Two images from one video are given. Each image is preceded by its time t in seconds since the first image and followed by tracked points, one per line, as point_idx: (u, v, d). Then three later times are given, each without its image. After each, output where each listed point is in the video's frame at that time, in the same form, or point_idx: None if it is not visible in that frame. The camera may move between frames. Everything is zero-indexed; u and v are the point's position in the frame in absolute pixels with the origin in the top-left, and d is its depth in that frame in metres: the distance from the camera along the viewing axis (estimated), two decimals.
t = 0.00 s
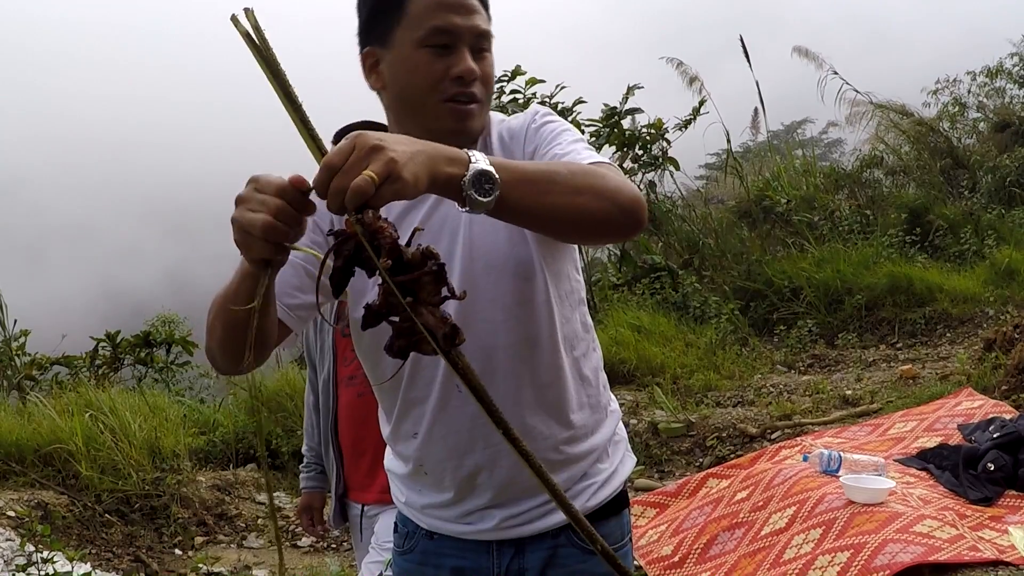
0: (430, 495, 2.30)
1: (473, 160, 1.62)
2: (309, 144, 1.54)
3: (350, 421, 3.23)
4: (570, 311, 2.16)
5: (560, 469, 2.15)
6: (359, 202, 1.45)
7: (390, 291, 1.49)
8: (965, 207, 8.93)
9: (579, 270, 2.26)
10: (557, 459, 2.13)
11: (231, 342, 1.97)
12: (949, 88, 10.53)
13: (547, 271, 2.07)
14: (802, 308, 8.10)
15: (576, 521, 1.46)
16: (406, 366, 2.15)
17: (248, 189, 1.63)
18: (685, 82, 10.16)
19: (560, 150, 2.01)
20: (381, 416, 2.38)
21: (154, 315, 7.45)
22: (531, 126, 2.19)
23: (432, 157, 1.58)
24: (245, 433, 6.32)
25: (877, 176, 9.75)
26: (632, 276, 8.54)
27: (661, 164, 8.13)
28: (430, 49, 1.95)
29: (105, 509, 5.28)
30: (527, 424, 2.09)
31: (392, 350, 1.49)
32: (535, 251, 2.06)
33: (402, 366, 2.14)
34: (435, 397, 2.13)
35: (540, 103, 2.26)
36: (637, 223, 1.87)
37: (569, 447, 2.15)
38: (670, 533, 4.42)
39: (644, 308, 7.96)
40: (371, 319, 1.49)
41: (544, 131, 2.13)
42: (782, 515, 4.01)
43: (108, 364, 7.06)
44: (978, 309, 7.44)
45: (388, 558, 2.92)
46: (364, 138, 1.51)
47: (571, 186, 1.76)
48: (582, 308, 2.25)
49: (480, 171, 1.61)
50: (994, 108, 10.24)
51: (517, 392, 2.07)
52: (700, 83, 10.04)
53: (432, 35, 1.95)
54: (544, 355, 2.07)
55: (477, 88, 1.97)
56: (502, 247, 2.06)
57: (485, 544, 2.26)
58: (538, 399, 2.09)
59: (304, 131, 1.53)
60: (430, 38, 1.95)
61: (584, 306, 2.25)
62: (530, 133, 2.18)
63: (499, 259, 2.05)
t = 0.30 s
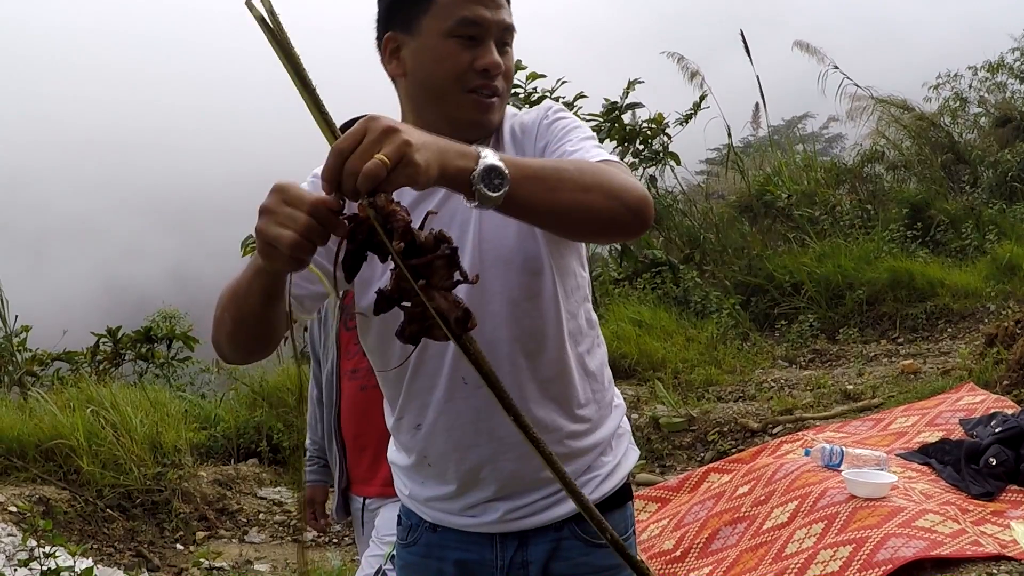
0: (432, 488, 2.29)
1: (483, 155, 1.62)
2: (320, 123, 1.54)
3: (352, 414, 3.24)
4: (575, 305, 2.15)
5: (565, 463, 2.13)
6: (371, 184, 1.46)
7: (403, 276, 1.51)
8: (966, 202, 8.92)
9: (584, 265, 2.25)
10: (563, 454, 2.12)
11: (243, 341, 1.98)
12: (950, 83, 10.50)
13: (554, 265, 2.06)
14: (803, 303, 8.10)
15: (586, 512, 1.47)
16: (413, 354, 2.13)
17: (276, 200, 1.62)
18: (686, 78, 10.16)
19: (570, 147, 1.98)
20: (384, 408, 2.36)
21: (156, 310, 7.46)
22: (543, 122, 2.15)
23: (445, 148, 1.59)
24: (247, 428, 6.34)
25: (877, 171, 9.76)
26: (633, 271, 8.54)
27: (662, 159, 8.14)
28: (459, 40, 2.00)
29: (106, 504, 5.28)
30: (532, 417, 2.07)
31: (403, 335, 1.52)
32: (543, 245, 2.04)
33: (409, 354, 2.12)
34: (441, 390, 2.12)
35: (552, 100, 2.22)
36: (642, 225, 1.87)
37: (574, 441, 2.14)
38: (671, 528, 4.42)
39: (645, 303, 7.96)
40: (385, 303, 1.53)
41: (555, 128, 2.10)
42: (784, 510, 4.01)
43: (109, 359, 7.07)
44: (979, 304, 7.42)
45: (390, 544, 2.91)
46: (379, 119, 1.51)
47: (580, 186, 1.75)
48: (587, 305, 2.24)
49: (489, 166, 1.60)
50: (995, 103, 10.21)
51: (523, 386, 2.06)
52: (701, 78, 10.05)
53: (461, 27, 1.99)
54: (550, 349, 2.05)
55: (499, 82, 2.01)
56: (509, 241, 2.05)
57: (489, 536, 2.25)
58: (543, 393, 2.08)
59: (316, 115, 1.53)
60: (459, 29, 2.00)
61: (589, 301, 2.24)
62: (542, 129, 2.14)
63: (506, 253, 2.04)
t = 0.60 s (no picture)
0: (443, 482, 2.28)
1: (499, 137, 1.64)
2: (336, 118, 1.55)
3: (359, 408, 3.25)
4: (588, 300, 2.14)
5: (576, 458, 2.12)
6: (387, 168, 1.49)
7: (414, 271, 1.57)
8: (971, 199, 8.90)
9: (597, 261, 2.23)
10: (574, 449, 2.11)
11: (251, 328, 1.97)
12: (955, 79, 10.48)
13: (566, 260, 2.06)
14: (808, 299, 8.11)
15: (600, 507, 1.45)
16: (425, 346, 2.13)
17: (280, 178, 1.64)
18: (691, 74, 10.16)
19: (584, 140, 1.98)
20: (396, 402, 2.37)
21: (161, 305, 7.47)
22: (557, 117, 2.16)
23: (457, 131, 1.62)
24: (252, 422, 6.36)
25: (882, 167, 9.76)
26: (637, 267, 8.54)
27: (667, 154, 8.14)
28: (475, 33, 2.00)
29: (111, 498, 5.30)
30: (542, 412, 2.07)
31: (412, 331, 1.57)
32: (555, 241, 2.04)
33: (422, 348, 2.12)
34: (453, 383, 2.12)
35: (568, 94, 2.23)
36: (657, 215, 1.86)
37: (585, 436, 2.13)
38: (676, 523, 4.42)
39: (649, 299, 7.96)
40: (395, 300, 1.60)
41: (570, 122, 2.10)
42: (789, 506, 4.01)
43: (114, 353, 7.09)
44: (984, 301, 7.40)
45: (401, 534, 2.93)
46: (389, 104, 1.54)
47: (597, 173, 1.76)
48: (599, 300, 2.23)
49: (507, 147, 1.63)
50: (1000, 99, 10.16)
51: (534, 379, 2.06)
52: (705, 74, 10.05)
53: (478, 20, 2.00)
54: (561, 343, 2.05)
55: (514, 76, 2.02)
56: (522, 236, 2.05)
57: (500, 531, 2.24)
58: (554, 386, 2.08)
59: (331, 110, 1.54)
60: (476, 22, 2.00)
61: (601, 297, 2.23)
62: (556, 123, 2.14)
63: (519, 247, 2.04)
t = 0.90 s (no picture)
0: (454, 478, 2.28)
1: (513, 133, 1.64)
2: (351, 114, 1.56)
3: (368, 404, 3.26)
4: (600, 298, 2.14)
5: (588, 456, 2.12)
6: (404, 165, 1.48)
7: (425, 269, 1.58)
8: (978, 198, 8.89)
9: (610, 258, 2.22)
10: (585, 447, 2.10)
11: (254, 316, 1.97)
12: (963, 79, 10.45)
13: (579, 258, 2.05)
14: (814, 298, 8.12)
15: (610, 505, 1.52)
16: (437, 345, 2.14)
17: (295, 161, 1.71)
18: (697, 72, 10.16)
19: (597, 137, 1.98)
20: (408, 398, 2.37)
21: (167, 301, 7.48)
22: (570, 115, 2.16)
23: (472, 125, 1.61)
24: (257, 418, 6.36)
25: (889, 166, 9.76)
26: (643, 265, 8.54)
27: (674, 152, 8.14)
28: (487, 29, 2.01)
29: (117, 493, 5.31)
30: (554, 410, 2.06)
31: (424, 330, 1.60)
32: (567, 239, 2.04)
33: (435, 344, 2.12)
34: (465, 380, 2.12)
35: (581, 92, 2.23)
36: (669, 211, 1.85)
37: (597, 434, 2.12)
38: (682, 522, 4.42)
39: (656, 297, 7.97)
40: (406, 297, 1.60)
41: (583, 119, 2.10)
42: (795, 504, 4.00)
43: (120, 349, 7.11)
44: (990, 301, 7.40)
45: (409, 530, 2.94)
46: (401, 98, 1.53)
47: (609, 169, 1.75)
48: (612, 298, 2.22)
49: (521, 141, 1.62)
50: (1007, 99, 10.13)
51: (546, 376, 2.06)
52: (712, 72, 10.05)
53: (491, 16, 2.00)
54: (573, 341, 2.05)
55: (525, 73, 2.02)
56: (534, 234, 2.05)
57: (510, 527, 2.24)
58: (565, 384, 2.07)
59: (347, 107, 1.55)
60: (488, 19, 2.01)
61: (614, 294, 2.22)
62: (569, 121, 2.15)
63: (532, 245, 2.04)
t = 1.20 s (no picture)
0: (464, 475, 2.28)
1: (520, 131, 1.62)
2: (354, 111, 1.54)
3: (375, 400, 3.26)
4: (611, 298, 2.13)
5: (597, 454, 2.11)
6: (402, 166, 1.47)
7: (432, 263, 1.53)
8: (985, 198, 8.87)
9: (622, 257, 2.22)
10: (594, 446, 2.10)
11: (273, 323, 1.98)
12: (971, 78, 10.41)
13: (589, 257, 2.05)
14: (821, 297, 8.12)
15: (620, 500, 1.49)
16: (447, 341, 2.12)
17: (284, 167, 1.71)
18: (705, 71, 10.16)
19: (607, 136, 1.97)
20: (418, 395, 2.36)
21: (174, 297, 7.49)
22: (580, 113, 2.15)
23: (479, 122, 1.59)
24: (264, 415, 6.38)
25: (896, 166, 9.76)
26: (650, 263, 8.54)
27: (681, 151, 8.14)
28: (433, 26, 1.94)
29: (123, 489, 5.31)
30: (563, 409, 2.06)
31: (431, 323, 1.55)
32: (578, 238, 2.03)
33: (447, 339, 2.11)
34: (475, 378, 2.11)
35: (592, 90, 2.22)
36: (677, 213, 1.85)
37: (606, 433, 2.12)
38: (688, 520, 4.42)
39: (663, 296, 7.97)
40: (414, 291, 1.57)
41: (593, 118, 2.09)
42: (802, 504, 4.00)
43: (126, 345, 7.12)
44: (998, 301, 7.40)
45: (416, 527, 2.94)
46: (406, 101, 1.52)
47: (618, 170, 1.74)
48: (623, 297, 2.21)
49: (525, 143, 1.60)
50: (1016, 99, 10.05)
51: (556, 376, 2.05)
52: (720, 71, 10.04)
53: (434, 12, 1.94)
54: (583, 340, 2.04)
55: (479, 62, 1.93)
56: (544, 232, 2.04)
57: (518, 525, 2.24)
58: (575, 383, 2.07)
59: (352, 108, 1.54)
60: (433, 15, 1.94)
61: (625, 293, 2.21)
62: (579, 119, 2.14)
63: (542, 243, 2.03)
